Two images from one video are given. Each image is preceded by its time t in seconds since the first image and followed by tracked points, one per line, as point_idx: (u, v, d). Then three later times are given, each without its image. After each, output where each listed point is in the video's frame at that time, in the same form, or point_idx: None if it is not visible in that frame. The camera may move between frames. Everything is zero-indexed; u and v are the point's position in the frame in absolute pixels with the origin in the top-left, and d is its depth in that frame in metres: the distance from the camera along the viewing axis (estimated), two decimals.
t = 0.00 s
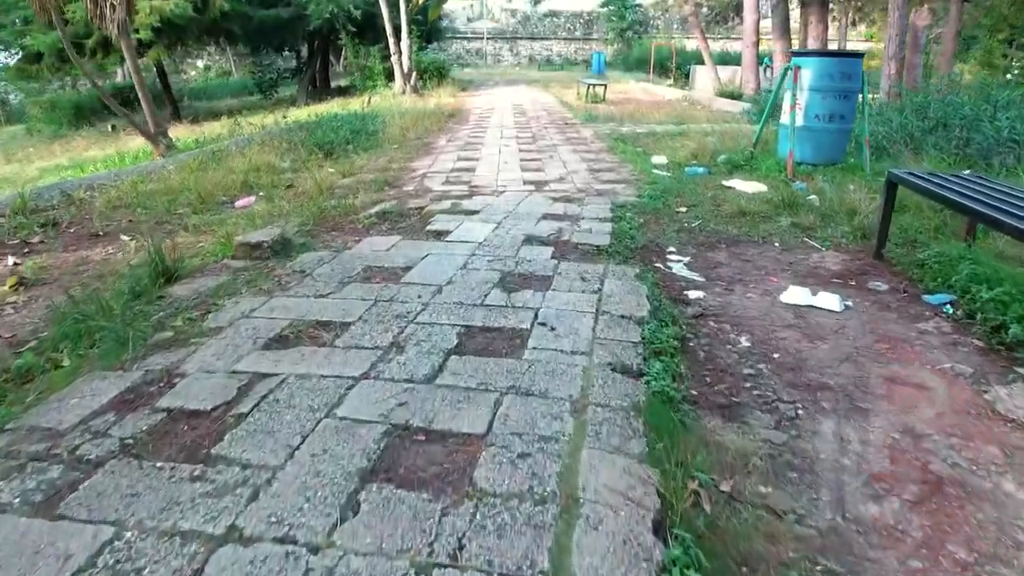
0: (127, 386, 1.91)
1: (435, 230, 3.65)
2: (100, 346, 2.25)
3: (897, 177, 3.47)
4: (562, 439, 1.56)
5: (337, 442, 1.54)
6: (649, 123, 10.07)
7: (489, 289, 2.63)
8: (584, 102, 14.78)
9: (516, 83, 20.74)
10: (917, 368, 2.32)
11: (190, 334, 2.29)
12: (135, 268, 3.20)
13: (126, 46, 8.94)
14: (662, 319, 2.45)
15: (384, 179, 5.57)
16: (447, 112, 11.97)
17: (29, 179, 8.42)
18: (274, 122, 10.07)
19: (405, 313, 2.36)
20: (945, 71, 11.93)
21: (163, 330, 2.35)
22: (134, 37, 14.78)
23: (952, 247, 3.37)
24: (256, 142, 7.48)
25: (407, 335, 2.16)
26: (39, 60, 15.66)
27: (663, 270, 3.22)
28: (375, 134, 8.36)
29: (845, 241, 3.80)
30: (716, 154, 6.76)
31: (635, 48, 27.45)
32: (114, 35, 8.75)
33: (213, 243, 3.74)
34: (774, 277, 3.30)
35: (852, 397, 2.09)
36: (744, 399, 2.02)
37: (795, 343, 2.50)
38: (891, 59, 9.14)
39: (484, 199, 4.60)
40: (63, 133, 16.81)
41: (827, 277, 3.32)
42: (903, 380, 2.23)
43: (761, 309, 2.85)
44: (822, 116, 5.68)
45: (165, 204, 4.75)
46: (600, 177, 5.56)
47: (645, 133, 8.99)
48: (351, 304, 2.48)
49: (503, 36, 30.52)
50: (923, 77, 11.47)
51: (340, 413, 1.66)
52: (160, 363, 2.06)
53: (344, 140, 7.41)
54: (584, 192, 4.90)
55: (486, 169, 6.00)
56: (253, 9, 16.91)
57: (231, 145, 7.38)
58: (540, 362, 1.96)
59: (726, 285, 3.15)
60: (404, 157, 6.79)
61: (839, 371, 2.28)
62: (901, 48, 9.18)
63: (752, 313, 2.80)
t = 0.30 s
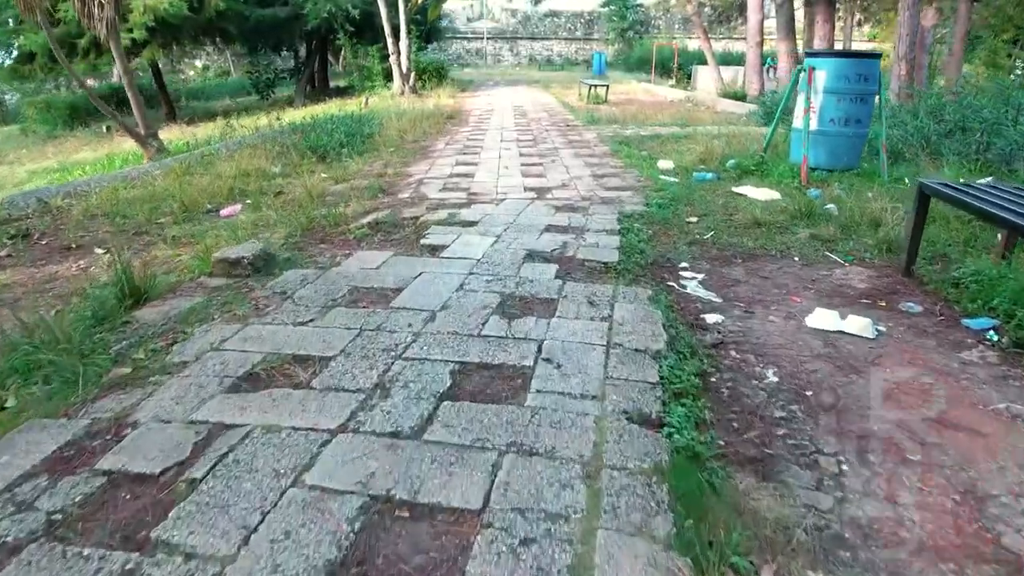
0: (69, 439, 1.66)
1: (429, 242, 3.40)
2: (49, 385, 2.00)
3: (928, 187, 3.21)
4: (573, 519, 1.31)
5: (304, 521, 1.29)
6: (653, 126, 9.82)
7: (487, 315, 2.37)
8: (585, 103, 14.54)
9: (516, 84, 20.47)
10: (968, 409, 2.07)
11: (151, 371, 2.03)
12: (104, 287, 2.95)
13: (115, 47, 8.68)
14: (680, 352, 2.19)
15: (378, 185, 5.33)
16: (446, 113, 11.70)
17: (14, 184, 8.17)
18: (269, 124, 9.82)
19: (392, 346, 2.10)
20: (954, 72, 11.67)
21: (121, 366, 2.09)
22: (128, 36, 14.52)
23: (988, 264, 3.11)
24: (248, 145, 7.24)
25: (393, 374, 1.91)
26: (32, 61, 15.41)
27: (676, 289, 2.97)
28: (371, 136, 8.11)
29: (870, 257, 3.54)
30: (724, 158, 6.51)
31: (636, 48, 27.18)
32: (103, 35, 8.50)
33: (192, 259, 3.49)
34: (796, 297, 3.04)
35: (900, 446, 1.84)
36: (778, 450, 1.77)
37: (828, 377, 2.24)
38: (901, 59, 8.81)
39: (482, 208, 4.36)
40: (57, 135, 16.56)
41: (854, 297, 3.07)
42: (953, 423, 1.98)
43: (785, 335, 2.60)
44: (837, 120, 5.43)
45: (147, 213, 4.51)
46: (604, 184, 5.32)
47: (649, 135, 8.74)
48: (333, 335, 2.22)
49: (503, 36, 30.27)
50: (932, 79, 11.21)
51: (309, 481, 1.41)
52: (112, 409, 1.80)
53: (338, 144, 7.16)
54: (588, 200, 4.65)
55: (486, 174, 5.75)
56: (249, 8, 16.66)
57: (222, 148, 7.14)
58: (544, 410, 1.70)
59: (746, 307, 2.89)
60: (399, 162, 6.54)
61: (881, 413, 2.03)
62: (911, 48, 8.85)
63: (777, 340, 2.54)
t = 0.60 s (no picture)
0: None
1: (423, 259, 3.14)
2: None
3: (968, 200, 2.94)
4: None
5: None
6: (657, 128, 9.57)
7: (484, 348, 2.11)
8: (587, 104, 14.28)
9: (516, 84, 20.21)
10: None
11: (98, 419, 1.77)
12: (64, 310, 2.69)
13: (103, 47, 8.43)
14: (702, 394, 1.92)
15: (372, 192, 5.07)
16: (444, 114, 11.44)
17: None
18: (263, 127, 9.57)
19: (375, 389, 1.84)
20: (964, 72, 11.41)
21: (64, 413, 1.83)
22: (121, 36, 14.28)
23: None
24: (239, 149, 6.99)
25: (374, 428, 1.64)
26: (25, 61, 15.16)
27: (692, 314, 2.71)
28: (366, 140, 7.86)
29: (900, 275, 3.28)
30: (734, 164, 6.25)
31: (637, 48, 26.89)
32: (90, 35, 8.25)
33: (167, 277, 3.23)
34: (823, 321, 2.79)
35: (964, 513, 1.58)
36: (826, 521, 1.51)
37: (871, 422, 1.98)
38: (914, 59, 8.47)
39: (481, 219, 4.11)
40: (51, 136, 16.32)
41: (886, 320, 2.81)
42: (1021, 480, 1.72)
43: (816, 368, 2.34)
44: (854, 124, 5.18)
45: (125, 223, 4.26)
46: (609, 191, 5.06)
47: (653, 138, 8.48)
48: (309, 374, 1.96)
49: (503, 36, 30.03)
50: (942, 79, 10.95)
51: None
52: (44, 471, 1.54)
53: (331, 148, 6.91)
54: (592, 209, 4.40)
55: (485, 180, 5.50)
56: (245, 8, 16.42)
57: (212, 152, 6.89)
58: (550, 480, 1.44)
59: (769, 332, 2.63)
60: (395, 167, 6.29)
61: (935, 467, 1.76)
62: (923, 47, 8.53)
63: (808, 374, 2.28)
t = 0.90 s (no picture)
0: None
1: (415, 279, 2.87)
2: None
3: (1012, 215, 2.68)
4: None
5: None
6: (661, 130, 9.31)
7: (481, 394, 1.84)
8: (589, 105, 14.04)
9: (516, 85, 19.90)
10: None
11: (25, 487, 1.50)
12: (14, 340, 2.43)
13: (90, 47, 8.16)
14: (734, 452, 1.66)
15: (364, 201, 4.81)
16: (442, 116, 11.16)
17: None
18: (256, 130, 9.31)
19: (353, 450, 1.57)
20: (975, 73, 11.15)
21: None
22: (114, 36, 14.02)
23: None
24: (229, 154, 6.72)
25: (348, 505, 1.38)
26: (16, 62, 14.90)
27: (712, 344, 2.45)
28: (361, 144, 7.61)
29: (935, 296, 3.02)
30: (745, 170, 5.99)
31: (639, 48, 26.59)
32: (76, 35, 7.99)
33: (136, 300, 2.97)
34: (857, 351, 2.52)
35: None
36: None
37: (928, 482, 1.72)
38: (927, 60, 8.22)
39: (479, 232, 3.84)
40: (44, 138, 16.07)
41: (926, 351, 2.54)
42: None
43: (856, 410, 2.07)
44: (873, 129, 4.90)
45: (100, 235, 4.00)
46: (614, 200, 4.80)
47: (658, 142, 8.21)
48: (277, 428, 1.69)
49: (503, 35, 29.77)
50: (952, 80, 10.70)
51: None
52: None
53: (324, 152, 6.65)
54: (597, 220, 4.13)
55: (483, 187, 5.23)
56: (241, 7, 16.16)
57: (200, 157, 6.62)
58: None
59: (799, 366, 2.36)
60: (390, 172, 6.04)
61: (1011, 544, 1.50)
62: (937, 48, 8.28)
63: (847, 419, 2.02)
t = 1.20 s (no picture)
0: None
1: (406, 303, 2.60)
2: None
3: None
4: None
5: None
6: (666, 133, 9.04)
7: (477, 456, 1.56)
8: (591, 106, 13.76)
9: (516, 86, 19.70)
10: None
11: None
12: None
13: (75, 47, 7.88)
14: (779, 535, 1.38)
15: (355, 211, 4.53)
16: (441, 118, 10.87)
17: None
18: (248, 132, 9.04)
19: (320, 538, 1.29)
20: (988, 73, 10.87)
21: None
22: (107, 36, 13.74)
23: None
24: (216, 159, 6.44)
25: None
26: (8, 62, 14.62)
27: (739, 383, 2.16)
28: (356, 148, 7.34)
29: (979, 323, 2.75)
30: (757, 176, 5.72)
31: (640, 48, 26.26)
32: (60, 34, 7.70)
33: (97, 326, 2.69)
34: (901, 389, 2.24)
35: None
36: None
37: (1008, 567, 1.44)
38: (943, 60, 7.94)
39: (477, 246, 3.57)
40: (37, 139, 15.79)
41: (977, 387, 2.27)
42: None
43: (911, 468, 1.79)
44: (896, 134, 4.63)
45: (70, 249, 3.72)
46: (621, 209, 4.53)
47: (663, 146, 7.93)
48: (232, 503, 1.41)
49: (503, 35, 29.49)
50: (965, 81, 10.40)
51: None
52: None
53: (316, 157, 6.38)
54: (603, 233, 3.86)
55: (483, 195, 4.96)
56: (237, 7, 15.89)
57: (186, 163, 6.34)
58: None
59: (839, 408, 2.08)
60: (385, 178, 5.77)
61: None
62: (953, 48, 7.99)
63: (903, 479, 1.74)
